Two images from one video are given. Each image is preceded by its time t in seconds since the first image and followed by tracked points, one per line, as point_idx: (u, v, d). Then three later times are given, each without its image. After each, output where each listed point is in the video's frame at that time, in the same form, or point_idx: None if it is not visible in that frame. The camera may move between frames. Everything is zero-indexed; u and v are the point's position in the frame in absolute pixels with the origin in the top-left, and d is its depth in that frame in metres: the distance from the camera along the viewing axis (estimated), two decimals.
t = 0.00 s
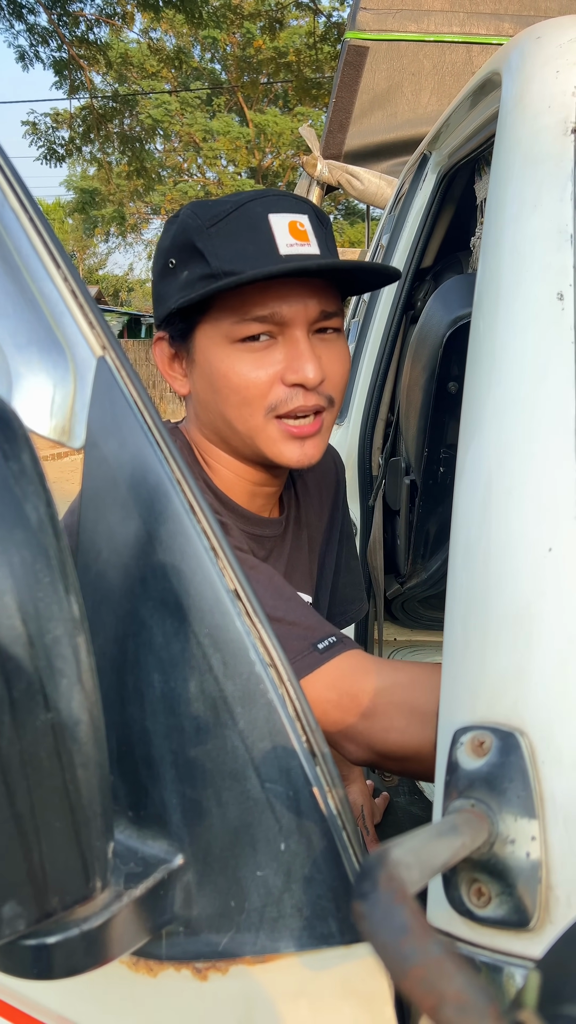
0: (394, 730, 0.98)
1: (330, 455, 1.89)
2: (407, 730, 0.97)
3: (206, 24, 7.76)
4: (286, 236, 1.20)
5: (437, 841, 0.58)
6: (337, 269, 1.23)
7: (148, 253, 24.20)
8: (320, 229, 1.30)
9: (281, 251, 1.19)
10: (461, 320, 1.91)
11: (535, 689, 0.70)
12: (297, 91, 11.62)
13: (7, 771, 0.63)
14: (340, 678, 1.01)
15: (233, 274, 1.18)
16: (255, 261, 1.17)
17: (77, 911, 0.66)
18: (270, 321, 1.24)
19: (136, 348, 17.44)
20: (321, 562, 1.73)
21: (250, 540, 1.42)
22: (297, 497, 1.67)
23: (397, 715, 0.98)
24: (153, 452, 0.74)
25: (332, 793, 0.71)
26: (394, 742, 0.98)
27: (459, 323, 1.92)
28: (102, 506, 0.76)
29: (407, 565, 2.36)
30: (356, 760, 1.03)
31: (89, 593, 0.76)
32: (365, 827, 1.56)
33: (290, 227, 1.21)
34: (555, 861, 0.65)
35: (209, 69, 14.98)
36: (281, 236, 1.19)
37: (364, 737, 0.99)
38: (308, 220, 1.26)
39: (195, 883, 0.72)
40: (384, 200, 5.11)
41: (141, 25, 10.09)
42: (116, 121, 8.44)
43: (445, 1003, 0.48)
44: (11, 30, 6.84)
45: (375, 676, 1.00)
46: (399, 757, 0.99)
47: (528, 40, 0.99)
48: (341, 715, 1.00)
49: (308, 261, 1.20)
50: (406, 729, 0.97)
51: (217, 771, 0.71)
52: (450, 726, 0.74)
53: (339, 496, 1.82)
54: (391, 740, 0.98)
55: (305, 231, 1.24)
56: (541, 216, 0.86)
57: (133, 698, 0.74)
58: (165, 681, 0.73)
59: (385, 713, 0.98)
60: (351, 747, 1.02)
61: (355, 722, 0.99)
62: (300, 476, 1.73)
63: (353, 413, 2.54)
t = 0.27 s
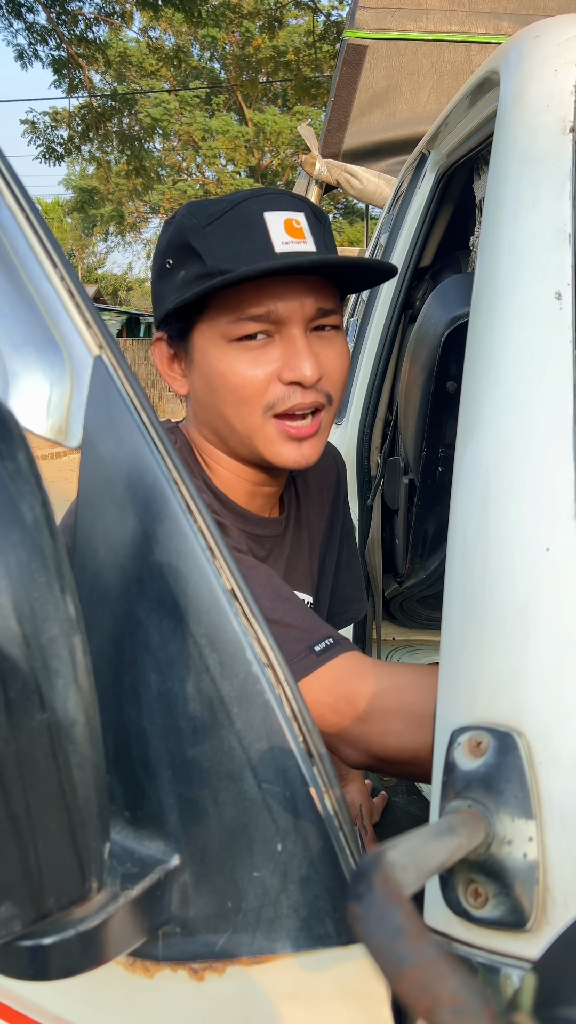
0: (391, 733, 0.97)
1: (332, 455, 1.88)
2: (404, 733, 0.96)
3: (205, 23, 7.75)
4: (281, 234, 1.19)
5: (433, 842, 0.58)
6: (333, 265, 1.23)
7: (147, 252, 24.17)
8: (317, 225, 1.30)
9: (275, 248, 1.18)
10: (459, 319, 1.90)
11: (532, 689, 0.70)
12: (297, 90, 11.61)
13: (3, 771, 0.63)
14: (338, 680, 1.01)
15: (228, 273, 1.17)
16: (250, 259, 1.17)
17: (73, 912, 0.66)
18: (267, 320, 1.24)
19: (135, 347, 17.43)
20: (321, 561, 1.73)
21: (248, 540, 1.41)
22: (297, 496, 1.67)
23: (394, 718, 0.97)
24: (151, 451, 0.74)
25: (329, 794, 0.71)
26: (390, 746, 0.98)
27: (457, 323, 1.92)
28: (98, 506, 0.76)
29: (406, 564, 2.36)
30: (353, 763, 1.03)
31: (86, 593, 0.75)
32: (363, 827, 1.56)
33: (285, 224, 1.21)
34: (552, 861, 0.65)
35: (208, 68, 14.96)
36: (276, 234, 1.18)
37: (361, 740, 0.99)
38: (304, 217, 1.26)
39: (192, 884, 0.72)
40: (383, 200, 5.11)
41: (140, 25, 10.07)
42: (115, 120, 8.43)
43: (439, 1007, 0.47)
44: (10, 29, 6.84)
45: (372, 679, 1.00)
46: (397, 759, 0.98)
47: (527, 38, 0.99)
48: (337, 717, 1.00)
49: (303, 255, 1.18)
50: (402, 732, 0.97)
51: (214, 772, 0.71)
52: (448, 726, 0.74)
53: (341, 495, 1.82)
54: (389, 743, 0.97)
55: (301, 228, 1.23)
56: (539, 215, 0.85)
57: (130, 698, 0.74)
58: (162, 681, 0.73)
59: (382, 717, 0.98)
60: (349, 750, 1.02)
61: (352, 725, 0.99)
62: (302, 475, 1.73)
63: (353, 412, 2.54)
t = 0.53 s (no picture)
0: (394, 729, 0.97)
1: (334, 455, 1.88)
2: (408, 728, 0.96)
3: (205, 22, 7.75)
4: (284, 234, 1.19)
5: (436, 842, 0.58)
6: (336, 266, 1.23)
7: (147, 250, 24.17)
8: (321, 224, 1.30)
9: (278, 248, 1.18)
10: (461, 319, 1.90)
11: (534, 689, 0.70)
12: (297, 88, 11.61)
13: (4, 771, 0.63)
14: (342, 676, 1.01)
15: (231, 274, 1.17)
16: (253, 259, 1.17)
17: (75, 911, 0.66)
18: (269, 321, 1.24)
19: (135, 346, 17.43)
20: (323, 560, 1.73)
21: (250, 539, 1.41)
22: (299, 494, 1.67)
23: (397, 713, 0.97)
24: (152, 450, 0.74)
25: (331, 793, 0.71)
26: (394, 742, 0.97)
27: (458, 322, 1.91)
28: (100, 505, 0.76)
29: (407, 563, 2.36)
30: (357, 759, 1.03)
31: (87, 592, 0.75)
32: (364, 826, 1.56)
33: (288, 224, 1.20)
34: (554, 861, 0.65)
35: (209, 66, 14.96)
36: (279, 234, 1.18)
37: (364, 736, 0.99)
38: (307, 217, 1.25)
39: (193, 884, 0.71)
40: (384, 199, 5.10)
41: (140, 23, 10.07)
42: (115, 119, 8.43)
43: (443, 1008, 0.47)
44: (10, 28, 6.84)
45: (376, 674, 1.00)
46: (400, 756, 0.98)
47: (529, 37, 0.99)
48: (342, 712, 1.00)
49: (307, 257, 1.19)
50: (406, 727, 0.96)
51: (216, 771, 0.71)
52: (449, 726, 0.74)
53: (343, 494, 1.82)
54: (392, 738, 0.97)
55: (304, 229, 1.23)
56: (541, 214, 0.85)
57: (132, 698, 0.74)
58: (163, 680, 0.73)
59: (385, 712, 0.98)
60: (352, 746, 1.01)
61: (355, 720, 0.99)
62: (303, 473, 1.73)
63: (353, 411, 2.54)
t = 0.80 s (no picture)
0: (393, 725, 0.97)
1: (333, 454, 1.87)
2: (406, 726, 0.96)
3: (206, 18, 7.74)
4: (313, 242, 1.21)
5: (432, 840, 0.58)
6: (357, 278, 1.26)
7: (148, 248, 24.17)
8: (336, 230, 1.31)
9: (308, 257, 1.20)
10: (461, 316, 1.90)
11: (533, 686, 0.70)
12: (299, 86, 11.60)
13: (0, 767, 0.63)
14: (341, 673, 1.00)
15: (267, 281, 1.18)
16: (284, 266, 1.18)
17: (71, 908, 0.66)
18: (294, 327, 1.25)
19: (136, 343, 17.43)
20: (321, 558, 1.73)
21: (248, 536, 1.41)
22: (297, 491, 1.66)
23: (395, 711, 0.97)
24: (150, 446, 0.73)
25: (328, 790, 0.70)
26: (393, 738, 0.97)
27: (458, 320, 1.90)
28: (98, 501, 0.76)
29: (406, 561, 2.36)
30: (355, 757, 1.03)
31: (85, 588, 0.75)
32: (363, 824, 1.56)
33: (315, 231, 1.22)
34: (552, 858, 0.65)
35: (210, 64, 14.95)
36: (308, 241, 1.20)
37: (362, 733, 0.99)
38: (330, 224, 1.27)
39: (190, 880, 0.71)
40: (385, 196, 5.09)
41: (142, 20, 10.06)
42: (116, 116, 8.43)
43: (438, 1004, 0.48)
44: (11, 25, 6.83)
45: (373, 672, 0.99)
46: (398, 754, 0.98)
47: (530, 32, 0.98)
48: (340, 710, 0.99)
49: (321, 268, 1.21)
50: (404, 725, 0.96)
51: (213, 768, 0.71)
52: (447, 722, 0.74)
53: (340, 490, 1.82)
54: (390, 736, 0.97)
55: (328, 235, 1.25)
56: (541, 209, 0.85)
57: (129, 694, 0.73)
58: (161, 676, 0.73)
59: (384, 709, 0.97)
60: (350, 744, 1.01)
61: (353, 718, 0.99)
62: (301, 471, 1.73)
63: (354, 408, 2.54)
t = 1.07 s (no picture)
0: (394, 724, 0.96)
1: (333, 452, 1.87)
2: (406, 724, 0.96)
3: (208, 15, 7.73)
4: (292, 228, 1.18)
5: (429, 839, 0.58)
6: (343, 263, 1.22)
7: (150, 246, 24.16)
8: (327, 220, 1.29)
9: (286, 242, 1.17)
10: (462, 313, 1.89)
11: (531, 684, 0.69)
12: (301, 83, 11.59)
13: None
14: (341, 671, 1.00)
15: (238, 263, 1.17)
16: (259, 250, 1.16)
17: (67, 907, 0.66)
18: (275, 313, 1.23)
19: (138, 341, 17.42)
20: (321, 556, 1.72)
21: (246, 533, 1.41)
22: (298, 489, 1.66)
23: (395, 709, 0.96)
24: (148, 444, 0.73)
25: (326, 789, 0.70)
26: (393, 737, 0.97)
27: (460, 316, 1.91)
28: (95, 498, 0.75)
29: (407, 559, 2.35)
30: (354, 755, 1.02)
31: (82, 586, 0.75)
32: (363, 822, 1.56)
33: (296, 218, 1.20)
34: (550, 858, 0.64)
35: (212, 61, 14.92)
36: (287, 226, 1.18)
37: (362, 731, 0.98)
38: (315, 212, 1.25)
39: (187, 879, 0.71)
40: (386, 193, 5.08)
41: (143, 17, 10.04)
42: (118, 113, 8.42)
43: (433, 1007, 0.47)
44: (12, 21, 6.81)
45: (374, 670, 0.99)
46: (398, 752, 0.98)
47: (531, 28, 0.98)
48: (340, 707, 0.99)
49: (313, 252, 1.18)
50: (404, 724, 0.96)
51: (211, 766, 0.71)
52: (446, 721, 0.74)
53: (341, 489, 1.82)
54: (390, 734, 0.97)
55: (312, 222, 1.22)
56: (541, 206, 0.84)
57: (126, 692, 0.73)
58: (158, 674, 0.72)
59: (384, 707, 0.97)
60: (350, 741, 1.01)
61: (353, 716, 0.98)
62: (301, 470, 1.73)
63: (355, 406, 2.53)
